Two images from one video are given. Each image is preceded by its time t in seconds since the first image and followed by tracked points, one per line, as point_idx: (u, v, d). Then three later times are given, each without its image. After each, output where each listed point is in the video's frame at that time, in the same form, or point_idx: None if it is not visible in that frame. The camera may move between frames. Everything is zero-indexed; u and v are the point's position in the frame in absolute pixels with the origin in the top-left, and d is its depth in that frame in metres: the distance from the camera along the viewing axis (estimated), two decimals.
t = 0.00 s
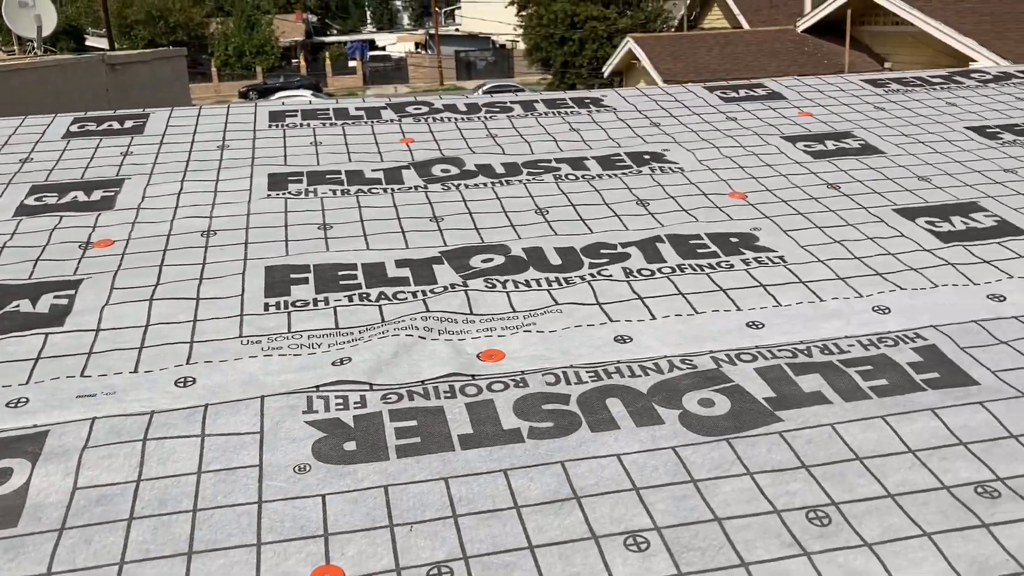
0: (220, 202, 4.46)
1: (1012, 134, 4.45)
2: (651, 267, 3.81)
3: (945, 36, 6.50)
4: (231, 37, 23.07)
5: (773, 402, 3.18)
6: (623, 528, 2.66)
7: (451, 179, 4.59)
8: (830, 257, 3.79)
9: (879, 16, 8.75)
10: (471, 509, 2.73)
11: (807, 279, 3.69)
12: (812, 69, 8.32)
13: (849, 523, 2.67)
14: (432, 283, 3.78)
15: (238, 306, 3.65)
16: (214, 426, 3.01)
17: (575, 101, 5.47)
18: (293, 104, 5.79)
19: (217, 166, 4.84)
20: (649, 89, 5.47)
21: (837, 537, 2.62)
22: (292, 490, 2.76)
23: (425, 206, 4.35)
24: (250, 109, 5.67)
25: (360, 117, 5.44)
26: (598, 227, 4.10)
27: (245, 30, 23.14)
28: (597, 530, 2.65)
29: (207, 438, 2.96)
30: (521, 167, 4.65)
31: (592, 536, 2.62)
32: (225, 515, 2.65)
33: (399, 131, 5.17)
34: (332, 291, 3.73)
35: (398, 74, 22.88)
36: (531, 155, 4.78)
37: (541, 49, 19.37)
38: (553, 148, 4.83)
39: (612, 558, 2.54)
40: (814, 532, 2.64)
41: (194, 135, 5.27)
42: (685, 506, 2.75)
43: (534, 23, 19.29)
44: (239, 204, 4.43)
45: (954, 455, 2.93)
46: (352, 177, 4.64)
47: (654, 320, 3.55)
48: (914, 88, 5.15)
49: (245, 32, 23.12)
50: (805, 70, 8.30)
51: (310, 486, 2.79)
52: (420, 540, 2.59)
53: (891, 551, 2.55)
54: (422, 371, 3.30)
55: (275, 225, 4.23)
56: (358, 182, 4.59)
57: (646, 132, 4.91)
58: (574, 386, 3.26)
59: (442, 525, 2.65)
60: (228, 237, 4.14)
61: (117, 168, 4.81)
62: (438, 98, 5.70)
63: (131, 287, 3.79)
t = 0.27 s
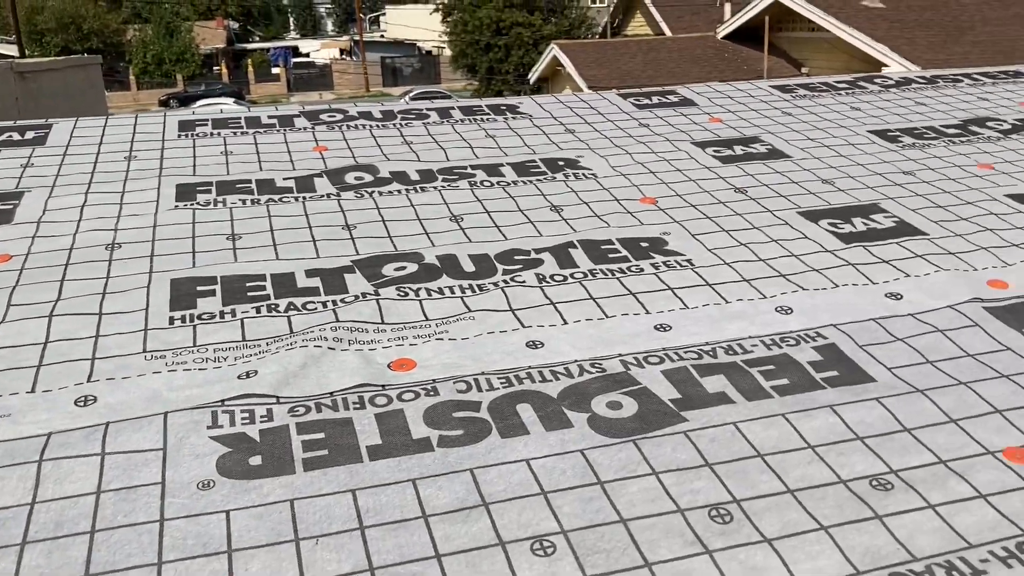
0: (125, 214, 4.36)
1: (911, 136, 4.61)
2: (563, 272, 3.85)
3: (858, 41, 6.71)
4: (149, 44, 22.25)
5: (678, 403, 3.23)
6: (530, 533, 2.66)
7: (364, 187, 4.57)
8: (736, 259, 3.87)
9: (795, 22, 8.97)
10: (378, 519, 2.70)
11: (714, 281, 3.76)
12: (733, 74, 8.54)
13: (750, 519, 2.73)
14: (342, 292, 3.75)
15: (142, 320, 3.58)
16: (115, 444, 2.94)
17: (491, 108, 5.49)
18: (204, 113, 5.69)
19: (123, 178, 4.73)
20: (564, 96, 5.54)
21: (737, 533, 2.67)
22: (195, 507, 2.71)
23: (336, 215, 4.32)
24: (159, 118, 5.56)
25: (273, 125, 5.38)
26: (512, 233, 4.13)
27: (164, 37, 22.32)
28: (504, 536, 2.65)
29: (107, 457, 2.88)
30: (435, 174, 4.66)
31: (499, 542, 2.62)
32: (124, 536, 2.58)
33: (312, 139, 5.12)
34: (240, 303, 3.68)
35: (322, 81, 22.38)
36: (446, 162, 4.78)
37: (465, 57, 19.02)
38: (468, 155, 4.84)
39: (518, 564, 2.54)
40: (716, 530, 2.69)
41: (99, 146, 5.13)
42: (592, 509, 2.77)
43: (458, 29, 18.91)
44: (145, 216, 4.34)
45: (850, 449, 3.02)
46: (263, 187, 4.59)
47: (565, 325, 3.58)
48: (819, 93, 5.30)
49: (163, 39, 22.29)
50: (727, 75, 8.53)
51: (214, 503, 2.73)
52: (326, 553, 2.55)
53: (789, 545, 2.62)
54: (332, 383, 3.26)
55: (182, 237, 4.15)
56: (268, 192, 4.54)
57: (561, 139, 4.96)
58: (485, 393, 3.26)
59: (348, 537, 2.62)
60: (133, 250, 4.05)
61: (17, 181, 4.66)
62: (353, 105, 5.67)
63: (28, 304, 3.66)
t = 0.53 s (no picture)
0: (29, 229, 4.25)
1: (819, 142, 4.76)
2: (480, 281, 3.87)
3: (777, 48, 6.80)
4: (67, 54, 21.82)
5: (591, 408, 3.26)
6: (441, 543, 2.64)
7: (279, 197, 4.53)
8: (649, 264, 3.94)
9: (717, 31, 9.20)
10: (287, 534, 2.65)
11: (628, 286, 3.82)
12: (658, 82, 8.79)
13: (658, 521, 2.76)
14: (255, 305, 3.72)
15: (46, 339, 3.49)
16: (15, 468, 2.84)
17: (410, 117, 5.50)
18: (115, 124, 5.58)
19: (28, 193, 4.61)
20: (483, 105, 5.58)
21: (646, 535, 2.70)
22: (98, 529, 2.62)
23: (250, 226, 4.28)
24: (67, 130, 5.42)
25: (186, 136, 5.31)
26: (429, 242, 4.14)
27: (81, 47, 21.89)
28: (415, 546, 2.62)
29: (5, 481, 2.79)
30: (352, 183, 4.64)
31: (410, 553, 2.59)
32: (20, 562, 2.48)
33: (227, 150, 5.07)
34: (149, 319, 3.62)
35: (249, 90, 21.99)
36: (363, 171, 4.77)
37: (393, 65, 19.24)
38: (386, 164, 4.83)
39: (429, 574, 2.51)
40: (625, 532, 2.71)
41: (4, 160, 4.99)
42: (503, 516, 2.77)
43: (386, 37, 19.24)
44: (51, 231, 4.23)
45: (756, 448, 3.09)
46: (175, 199, 4.52)
47: (480, 333, 3.59)
48: (733, 100, 5.43)
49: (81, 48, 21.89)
50: (652, 83, 8.73)
51: (117, 523, 2.65)
52: (232, 570, 2.49)
53: (695, 544, 2.66)
54: (242, 398, 3.22)
55: (89, 252, 4.06)
56: (180, 204, 4.47)
57: (480, 147, 4.99)
58: (399, 404, 3.25)
59: (256, 553, 2.56)
60: (36, 266, 3.95)
61: None
62: (269, 115, 5.63)
63: None
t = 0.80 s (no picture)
0: None
1: (738, 147, 4.89)
2: (404, 290, 3.87)
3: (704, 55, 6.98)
4: None
5: (513, 415, 3.29)
6: (361, 554, 2.62)
7: (200, 209, 4.48)
8: (573, 270, 3.99)
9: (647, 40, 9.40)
10: (205, 551, 2.60)
11: (551, 292, 3.87)
12: (588, 91, 8.90)
13: (578, 523, 2.80)
14: (173, 319, 3.67)
15: None
16: None
17: (335, 126, 5.48)
18: (28, 137, 5.44)
19: None
20: (409, 114, 5.59)
21: (565, 537, 2.73)
22: (5, 553, 2.54)
23: (169, 238, 4.22)
24: None
25: (103, 148, 5.21)
26: (352, 250, 4.13)
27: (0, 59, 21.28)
28: (335, 559, 2.60)
29: None
30: (275, 193, 4.61)
31: (330, 565, 2.57)
32: None
33: (146, 162, 4.99)
34: (62, 335, 3.54)
35: (176, 101, 21.64)
36: (286, 181, 4.74)
37: (323, 75, 19.49)
38: (309, 173, 4.81)
39: None
40: (545, 535, 2.74)
41: None
42: (425, 525, 2.76)
43: (317, 48, 19.51)
44: None
45: (674, 449, 3.15)
46: (91, 213, 4.43)
47: (404, 342, 3.59)
48: (655, 108, 5.55)
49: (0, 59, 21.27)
50: (582, 92, 8.83)
51: (27, 546, 2.57)
52: None
53: (614, 543, 2.71)
54: (159, 414, 3.16)
55: None
56: (96, 218, 4.38)
57: (405, 155, 5.00)
58: (320, 415, 3.23)
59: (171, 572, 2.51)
60: None
61: None
62: (190, 126, 5.55)
63: None
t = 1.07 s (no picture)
0: None
1: (664, 155, 4.98)
2: (328, 303, 3.86)
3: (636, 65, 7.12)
4: None
5: (437, 428, 3.28)
6: (281, 570, 2.58)
7: (119, 224, 4.40)
8: (500, 280, 4.02)
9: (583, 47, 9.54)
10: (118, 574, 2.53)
11: (478, 303, 3.89)
12: (525, 99, 9.11)
13: (501, 528, 2.81)
14: (89, 337, 3.60)
15: None
16: None
17: (260, 138, 5.44)
18: None
19: None
20: (336, 125, 5.58)
21: (488, 543, 2.74)
22: None
23: (87, 254, 4.14)
24: None
25: (18, 163, 5.08)
26: (276, 263, 4.10)
27: None
28: None
29: None
30: (198, 207, 4.55)
31: None
32: None
33: (63, 177, 4.88)
34: None
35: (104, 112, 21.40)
36: (209, 194, 4.68)
37: (256, 84, 19.86)
38: (233, 186, 4.76)
39: None
40: (468, 542, 2.75)
41: None
42: (347, 539, 2.73)
43: (248, 58, 20.10)
44: None
45: (597, 456, 3.19)
46: (4, 230, 4.31)
47: (328, 356, 3.58)
48: (583, 117, 5.62)
49: None
50: (519, 100, 9.03)
51: None
52: None
53: (537, 546, 2.73)
54: (73, 437, 3.09)
55: None
56: (10, 235, 4.26)
57: (331, 166, 4.99)
58: (241, 434, 3.18)
59: None
60: None
61: None
62: (111, 140, 5.45)
63: None
